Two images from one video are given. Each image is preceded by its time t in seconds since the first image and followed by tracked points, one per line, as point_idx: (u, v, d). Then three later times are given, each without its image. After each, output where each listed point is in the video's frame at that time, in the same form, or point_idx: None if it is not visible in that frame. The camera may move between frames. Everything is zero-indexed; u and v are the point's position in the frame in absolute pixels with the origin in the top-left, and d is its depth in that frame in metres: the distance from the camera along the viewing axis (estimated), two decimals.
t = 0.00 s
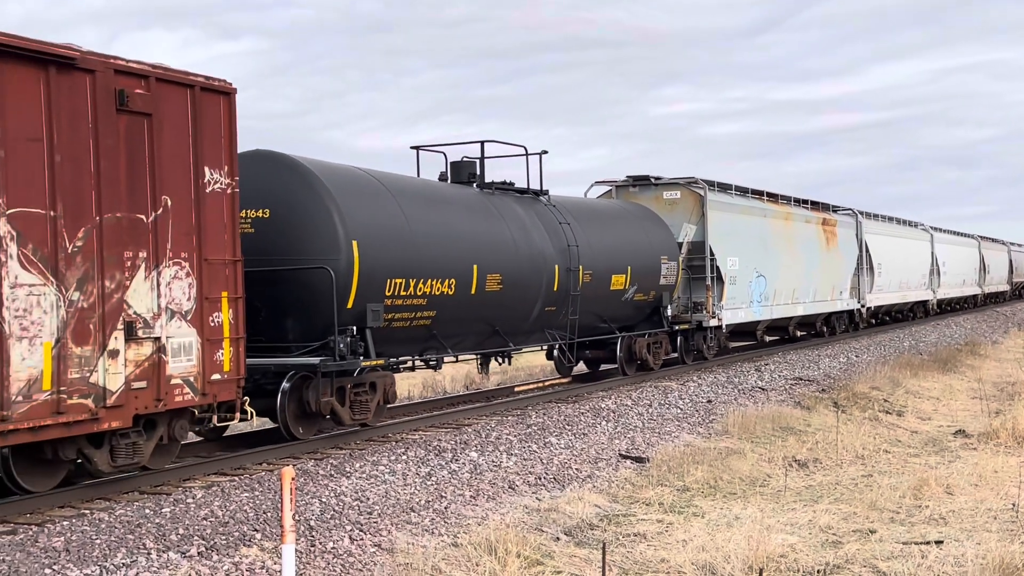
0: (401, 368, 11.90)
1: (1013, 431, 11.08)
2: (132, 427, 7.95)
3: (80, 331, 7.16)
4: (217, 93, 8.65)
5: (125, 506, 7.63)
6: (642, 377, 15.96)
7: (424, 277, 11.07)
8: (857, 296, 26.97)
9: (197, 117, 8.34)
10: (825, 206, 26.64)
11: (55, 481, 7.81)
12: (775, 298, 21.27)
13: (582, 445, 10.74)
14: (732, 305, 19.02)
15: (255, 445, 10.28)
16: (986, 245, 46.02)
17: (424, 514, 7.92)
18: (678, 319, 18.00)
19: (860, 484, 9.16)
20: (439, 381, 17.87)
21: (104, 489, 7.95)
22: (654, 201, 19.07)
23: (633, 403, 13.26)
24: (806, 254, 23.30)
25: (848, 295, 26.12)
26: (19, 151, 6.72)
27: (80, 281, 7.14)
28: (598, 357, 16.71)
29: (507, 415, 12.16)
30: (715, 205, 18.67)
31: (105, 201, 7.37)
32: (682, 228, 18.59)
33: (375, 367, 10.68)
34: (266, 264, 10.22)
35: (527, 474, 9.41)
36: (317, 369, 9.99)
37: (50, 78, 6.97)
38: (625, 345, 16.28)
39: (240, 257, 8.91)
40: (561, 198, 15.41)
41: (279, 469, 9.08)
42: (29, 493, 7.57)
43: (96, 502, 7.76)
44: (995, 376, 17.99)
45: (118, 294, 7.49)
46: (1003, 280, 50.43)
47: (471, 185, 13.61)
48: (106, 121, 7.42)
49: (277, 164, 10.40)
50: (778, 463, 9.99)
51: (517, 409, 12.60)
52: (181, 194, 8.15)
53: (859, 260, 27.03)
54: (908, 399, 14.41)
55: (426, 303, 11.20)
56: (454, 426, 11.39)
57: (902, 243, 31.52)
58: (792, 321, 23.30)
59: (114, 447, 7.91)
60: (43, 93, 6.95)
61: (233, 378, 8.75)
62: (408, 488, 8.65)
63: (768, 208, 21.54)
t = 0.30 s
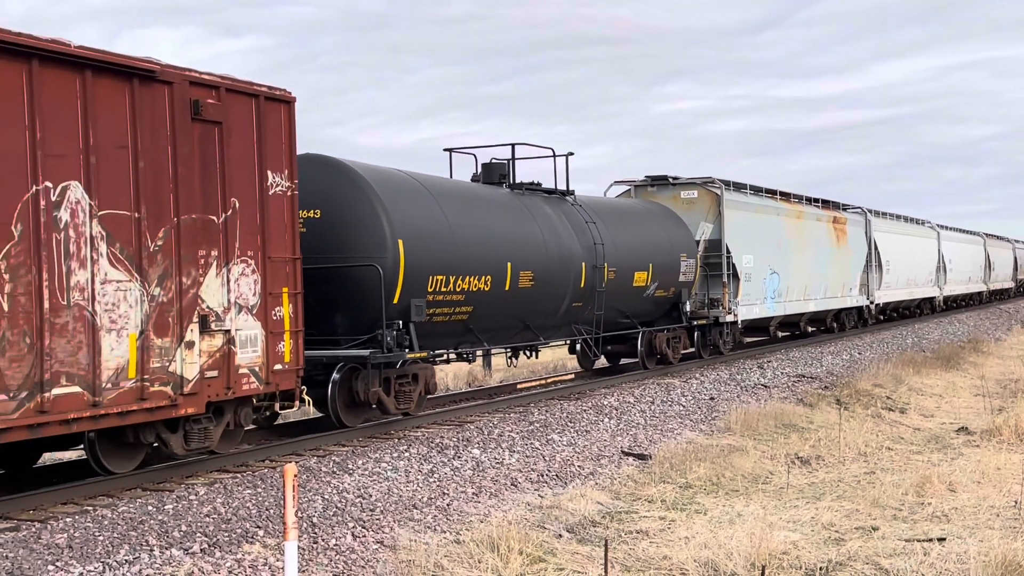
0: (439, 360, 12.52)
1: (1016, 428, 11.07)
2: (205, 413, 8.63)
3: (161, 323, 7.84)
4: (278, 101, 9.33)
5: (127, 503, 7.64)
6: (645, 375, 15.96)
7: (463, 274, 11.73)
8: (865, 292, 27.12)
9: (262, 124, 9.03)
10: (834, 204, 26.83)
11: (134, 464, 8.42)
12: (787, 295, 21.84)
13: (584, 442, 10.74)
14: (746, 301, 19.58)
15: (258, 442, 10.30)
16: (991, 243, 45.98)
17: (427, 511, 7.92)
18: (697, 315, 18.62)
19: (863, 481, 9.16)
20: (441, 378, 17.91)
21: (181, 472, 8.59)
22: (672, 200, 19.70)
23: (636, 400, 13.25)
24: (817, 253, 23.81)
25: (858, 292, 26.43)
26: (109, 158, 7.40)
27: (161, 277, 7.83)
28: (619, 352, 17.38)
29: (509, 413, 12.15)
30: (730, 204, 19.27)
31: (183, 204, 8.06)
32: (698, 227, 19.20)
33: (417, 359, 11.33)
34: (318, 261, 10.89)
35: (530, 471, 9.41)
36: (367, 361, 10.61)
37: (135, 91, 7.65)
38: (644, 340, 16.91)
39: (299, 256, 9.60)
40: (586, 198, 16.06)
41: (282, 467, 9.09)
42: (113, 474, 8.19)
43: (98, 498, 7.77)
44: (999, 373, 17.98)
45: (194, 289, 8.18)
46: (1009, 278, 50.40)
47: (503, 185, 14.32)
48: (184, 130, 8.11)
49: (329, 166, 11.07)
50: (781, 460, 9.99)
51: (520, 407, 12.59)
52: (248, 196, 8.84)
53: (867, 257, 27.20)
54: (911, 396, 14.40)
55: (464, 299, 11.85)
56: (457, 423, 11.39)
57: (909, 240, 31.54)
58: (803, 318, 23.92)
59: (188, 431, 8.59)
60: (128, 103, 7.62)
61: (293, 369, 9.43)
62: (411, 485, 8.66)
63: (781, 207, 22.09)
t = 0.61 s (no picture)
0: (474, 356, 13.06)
1: (1021, 429, 11.06)
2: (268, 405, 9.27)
3: (231, 320, 8.47)
4: (335, 111, 9.92)
5: (131, 503, 7.65)
6: (650, 374, 15.98)
7: (499, 274, 12.32)
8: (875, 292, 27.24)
9: (320, 133, 9.63)
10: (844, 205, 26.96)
11: (203, 452, 9.04)
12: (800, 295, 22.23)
13: (588, 442, 10.74)
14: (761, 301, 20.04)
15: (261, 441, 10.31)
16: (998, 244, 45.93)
17: (430, 511, 7.93)
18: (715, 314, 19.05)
19: (866, 481, 9.16)
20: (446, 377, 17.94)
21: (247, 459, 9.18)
22: (690, 203, 20.27)
23: (639, 400, 13.25)
24: (830, 254, 24.22)
25: (869, 292, 26.67)
26: (187, 166, 8.00)
27: (231, 277, 8.44)
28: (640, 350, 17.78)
29: (512, 413, 12.14)
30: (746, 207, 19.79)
31: (251, 209, 8.67)
32: (715, 228, 19.76)
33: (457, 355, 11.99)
34: (364, 261, 11.50)
35: (533, 471, 9.42)
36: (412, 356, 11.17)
37: (209, 103, 8.24)
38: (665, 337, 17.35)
39: (352, 257, 10.21)
40: (609, 200, 16.57)
41: (286, 467, 9.10)
42: (185, 460, 8.82)
43: (102, 498, 7.78)
44: (1002, 373, 17.95)
45: (261, 288, 8.80)
46: (1015, 278, 50.36)
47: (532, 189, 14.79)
48: (251, 139, 8.72)
49: (375, 171, 11.69)
50: (784, 460, 9.99)
51: (523, 407, 12.59)
52: (308, 200, 9.45)
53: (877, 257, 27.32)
54: (915, 396, 14.40)
55: (500, 298, 12.46)
56: (460, 423, 11.40)
57: (917, 241, 31.55)
58: (814, 317, 24.16)
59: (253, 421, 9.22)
60: (203, 114, 8.20)
61: (347, 363, 10.06)
62: (414, 485, 8.66)
63: (795, 209, 22.55)
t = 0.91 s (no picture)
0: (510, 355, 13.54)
1: None
2: (326, 399, 9.99)
3: (294, 319, 9.29)
4: (384, 123, 10.74)
5: (136, 504, 7.66)
6: (655, 377, 15.96)
7: (533, 277, 12.81)
8: (886, 294, 27.27)
9: (372, 145, 10.43)
10: (855, 209, 27.02)
11: (267, 441, 9.77)
12: (816, 296, 22.37)
13: (592, 445, 10.74)
14: (778, 303, 20.25)
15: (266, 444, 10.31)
16: (1006, 247, 45.86)
17: (435, 513, 7.94)
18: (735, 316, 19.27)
19: (872, 484, 9.15)
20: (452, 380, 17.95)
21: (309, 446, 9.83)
22: (708, 208, 20.50)
23: (644, 403, 13.25)
24: (845, 257, 24.38)
25: (880, 295, 26.74)
26: (255, 176, 8.80)
27: (295, 278, 9.26)
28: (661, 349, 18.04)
29: (517, 415, 12.14)
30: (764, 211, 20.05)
31: (311, 215, 9.46)
32: (734, 232, 19.99)
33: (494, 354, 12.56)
34: (407, 264, 12.06)
35: (538, 474, 9.42)
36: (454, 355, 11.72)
37: (276, 118, 9.05)
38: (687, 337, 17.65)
39: (400, 259, 11.03)
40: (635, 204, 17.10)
41: (291, 468, 9.12)
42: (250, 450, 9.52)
43: (107, 499, 7.80)
44: (1008, 377, 17.91)
45: (320, 289, 9.61)
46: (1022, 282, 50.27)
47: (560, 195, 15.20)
48: (312, 150, 9.52)
49: (416, 179, 12.24)
50: (789, 463, 9.99)
51: (527, 409, 12.59)
52: (361, 207, 10.24)
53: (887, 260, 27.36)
54: (920, 399, 14.38)
55: (534, 299, 12.94)
56: (465, 425, 11.40)
57: (927, 245, 31.52)
58: (827, 319, 24.24)
59: (312, 413, 9.93)
60: (270, 128, 9.02)
61: (396, 360, 10.89)
62: (419, 487, 8.67)
63: (811, 213, 22.75)
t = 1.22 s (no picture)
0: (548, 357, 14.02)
1: None
2: (384, 396, 10.64)
3: (358, 320, 9.99)
4: (437, 137, 11.46)
5: (143, 508, 7.68)
6: (663, 382, 15.94)
7: (570, 281, 13.34)
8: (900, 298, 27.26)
9: (425, 157, 11.13)
10: (869, 215, 27.03)
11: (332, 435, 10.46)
12: (834, 301, 22.48)
13: (599, 450, 10.74)
14: (797, 308, 20.41)
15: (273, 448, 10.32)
16: (1016, 253, 45.74)
17: (442, 518, 7.95)
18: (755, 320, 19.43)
19: (879, 490, 9.15)
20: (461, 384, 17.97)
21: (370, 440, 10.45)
22: (730, 215, 20.77)
23: (651, 408, 13.24)
24: (863, 263, 24.50)
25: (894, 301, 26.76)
26: (324, 188, 9.52)
27: (359, 282, 9.96)
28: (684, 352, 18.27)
29: (523, 420, 12.14)
30: (784, 218, 20.30)
31: (373, 224, 10.17)
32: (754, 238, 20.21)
33: (535, 354, 13.03)
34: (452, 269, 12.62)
35: (544, 479, 9.43)
36: (499, 355, 12.27)
37: (341, 133, 9.75)
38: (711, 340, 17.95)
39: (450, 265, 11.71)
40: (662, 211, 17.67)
41: (297, 472, 9.13)
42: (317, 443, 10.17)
43: (114, 503, 7.81)
44: (1015, 382, 17.86)
45: (381, 292, 10.31)
46: None
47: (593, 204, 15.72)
48: (374, 163, 10.23)
49: (461, 188, 12.83)
50: (797, 468, 9.98)
51: (534, 414, 12.59)
52: (416, 215, 10.95)
53: (901, 265, 27.38)
54: (928, 405, 14.36)
55: (570, 303, 13.44)
56: (472, 430, 11.41)
57: (940, 250, 31.48)
58: (842, 323, 24.30)
59: (373, 408, 10.61)
60: (337, 143, 9.74)
61: (447, 359, 11.53)
62: (426, 492, 8.68)
63: (829, 220, 22.93)
